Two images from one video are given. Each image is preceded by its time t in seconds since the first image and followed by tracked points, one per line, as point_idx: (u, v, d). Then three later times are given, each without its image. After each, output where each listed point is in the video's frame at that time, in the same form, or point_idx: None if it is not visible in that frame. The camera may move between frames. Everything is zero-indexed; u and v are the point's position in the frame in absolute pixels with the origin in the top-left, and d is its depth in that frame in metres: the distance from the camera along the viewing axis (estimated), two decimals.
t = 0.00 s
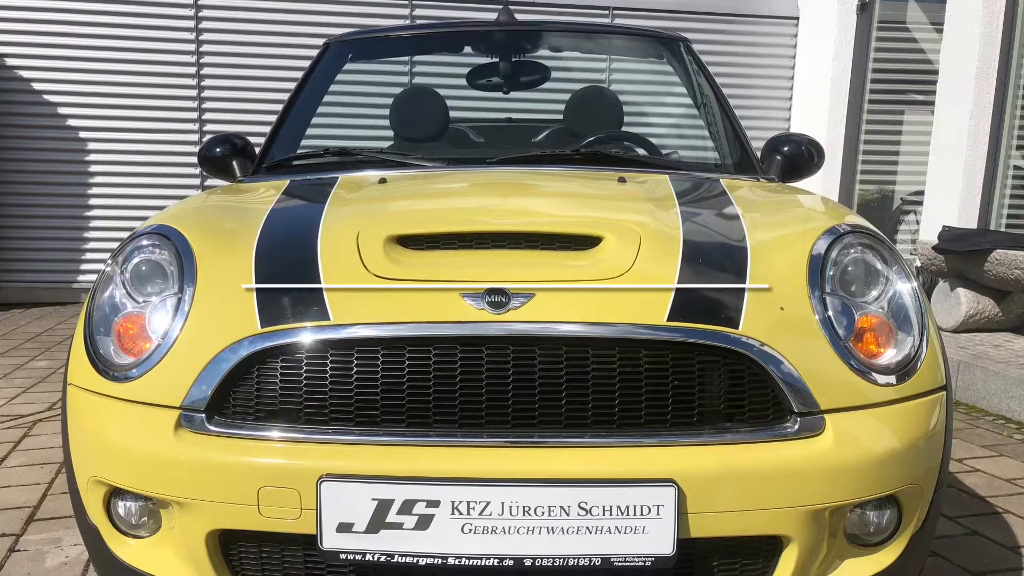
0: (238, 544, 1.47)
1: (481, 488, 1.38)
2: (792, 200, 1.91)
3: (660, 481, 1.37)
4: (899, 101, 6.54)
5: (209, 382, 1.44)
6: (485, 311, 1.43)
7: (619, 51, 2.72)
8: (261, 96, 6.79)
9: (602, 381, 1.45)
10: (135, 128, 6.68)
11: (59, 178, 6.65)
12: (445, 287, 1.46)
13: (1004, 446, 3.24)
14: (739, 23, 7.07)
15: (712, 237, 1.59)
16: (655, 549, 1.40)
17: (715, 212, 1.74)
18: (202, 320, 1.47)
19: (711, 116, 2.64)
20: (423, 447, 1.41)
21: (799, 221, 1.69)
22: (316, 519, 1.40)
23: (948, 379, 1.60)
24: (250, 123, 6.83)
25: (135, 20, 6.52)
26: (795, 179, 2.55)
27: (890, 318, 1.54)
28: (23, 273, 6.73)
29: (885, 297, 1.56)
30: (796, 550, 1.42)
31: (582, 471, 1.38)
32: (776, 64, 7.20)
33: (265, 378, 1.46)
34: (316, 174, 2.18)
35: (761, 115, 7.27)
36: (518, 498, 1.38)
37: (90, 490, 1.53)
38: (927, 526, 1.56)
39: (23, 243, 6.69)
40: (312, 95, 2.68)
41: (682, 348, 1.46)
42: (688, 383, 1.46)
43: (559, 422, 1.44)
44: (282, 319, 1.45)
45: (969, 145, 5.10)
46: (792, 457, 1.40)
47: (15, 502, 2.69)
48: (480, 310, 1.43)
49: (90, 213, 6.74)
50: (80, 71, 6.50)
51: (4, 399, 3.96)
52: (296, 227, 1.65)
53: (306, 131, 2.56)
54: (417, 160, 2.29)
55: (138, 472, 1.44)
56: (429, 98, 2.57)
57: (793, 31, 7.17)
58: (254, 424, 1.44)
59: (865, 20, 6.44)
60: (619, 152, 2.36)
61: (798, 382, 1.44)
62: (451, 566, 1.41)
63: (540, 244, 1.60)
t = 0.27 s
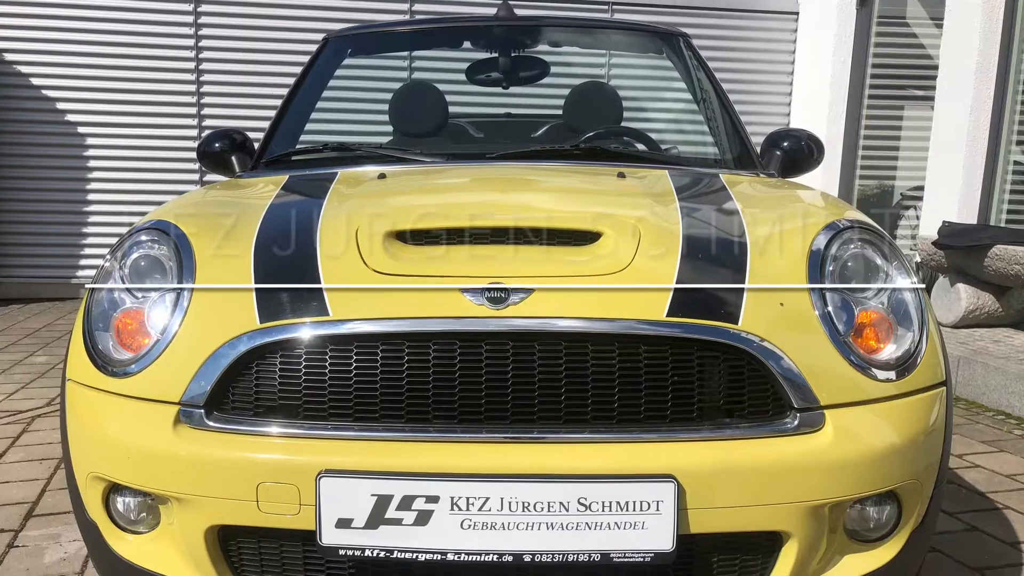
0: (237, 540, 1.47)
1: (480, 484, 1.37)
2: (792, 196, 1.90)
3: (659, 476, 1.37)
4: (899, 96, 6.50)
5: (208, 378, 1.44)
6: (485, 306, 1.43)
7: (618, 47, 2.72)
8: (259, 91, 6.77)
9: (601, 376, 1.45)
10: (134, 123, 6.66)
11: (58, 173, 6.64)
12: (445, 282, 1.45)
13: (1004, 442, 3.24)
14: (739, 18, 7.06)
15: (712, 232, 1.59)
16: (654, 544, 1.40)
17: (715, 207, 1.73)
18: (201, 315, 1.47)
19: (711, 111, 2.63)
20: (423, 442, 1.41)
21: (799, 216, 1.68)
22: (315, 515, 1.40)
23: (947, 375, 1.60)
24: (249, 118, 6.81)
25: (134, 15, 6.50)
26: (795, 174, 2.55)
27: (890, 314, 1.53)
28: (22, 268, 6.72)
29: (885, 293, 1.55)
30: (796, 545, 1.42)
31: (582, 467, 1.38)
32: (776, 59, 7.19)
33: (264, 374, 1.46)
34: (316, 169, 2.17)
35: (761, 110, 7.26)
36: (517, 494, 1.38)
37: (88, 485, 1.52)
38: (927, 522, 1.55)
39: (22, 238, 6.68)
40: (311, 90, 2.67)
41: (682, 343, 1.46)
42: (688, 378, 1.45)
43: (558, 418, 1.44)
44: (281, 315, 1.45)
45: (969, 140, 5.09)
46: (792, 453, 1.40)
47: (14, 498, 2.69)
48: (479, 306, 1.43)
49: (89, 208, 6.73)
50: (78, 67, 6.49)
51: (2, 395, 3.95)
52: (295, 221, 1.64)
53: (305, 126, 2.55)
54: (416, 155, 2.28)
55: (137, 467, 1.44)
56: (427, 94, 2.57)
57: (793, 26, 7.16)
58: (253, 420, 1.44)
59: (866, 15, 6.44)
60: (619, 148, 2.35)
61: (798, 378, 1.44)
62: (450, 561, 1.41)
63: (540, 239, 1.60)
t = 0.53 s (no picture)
0: (236, 536, 1.47)
1: (480, 480, 1.37)
2: (792, 191, 1.90)
3: (659, 472, 1.37)
4: (899, 91, 6.48)
5: (206, 373, 1.43)
6: (484, 302, 1.42)
7: (618, 42, 2.70)
8: (258, 86, 6.75)
9: (601, 371, 1.44)
10: (132, 118, 6.65)
11: (57, 169, 6.63)
12: (443, 278, 1.45)
13: (1004, 438, 3.24)
14: (739, 13, 7.05)
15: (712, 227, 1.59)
16: (654, 540, 1.40)
17: (715, 202, 1.73)
18: (199, 311, 1.47)
19: (711, 106, 2.62)
20: (422, 438, 1.40)
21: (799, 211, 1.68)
22: (314, 511, 1.40)
23: (948, 370, 1.60)
24: (248, 113, 6.79)
25: (132, 11, 6.48)
26: (794, 169, 2.55)
27: (890, 309, 1.53)
28: (21, 264, 6.71)
29: (885, 288, 1.55)
30: (796, 541, 1.42)
31: (582, 462, 1.38)
32: (776, 54, 7.17)
33: (263, 369, 1.45)
34: (314, 164, 2.17)
35: (761, 105, 7.24)
36: (516, 490, 1.38)
37: (87, 481, 1.52)
38: (927, 517, 1.55)
39: (21, 234, 6.67)
40: (310, 86, 2.66)
41: (682, 339, 1.45)
42: (687, 374, 1.45)
43: (558, 413, 1.44)
44: (280, 310, 1.45)
45: (969, 135, 5.08)
46: (791, 448, 1.40)
47: (13, 494, 2.69)
48: (479, 301, 1.42)
49: (88, 203, 6.72)
50: (77, 62, 6.47)
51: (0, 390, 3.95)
52: (294, 215, 1.64)
53: (303, 122, 2.55)
54: (415, 150, 2.28)
55: (135, 463, 1.44)
56: (426, 89, 2.55)
57: (793, 21, 7.14)
58: (252, 416, 1.43)
59: (866, 10, 6.46)
60: (618, 143, 2.35)
61: (798, 373, 1.43)
62: (450, 557, 1.41)
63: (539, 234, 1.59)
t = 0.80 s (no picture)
0: (235, 531, 1.47)
1: (479, 475, 1.37)
2: (792, 186, 1.89)
3: (658, 468, 1.37)
4: (899, 87, 6.45)
5: (206, 368, 1.43)
6: (484, 297, 1.42)
7: (617, 37, 2.70)
8: (257, 81, 6.73)
9: (601, 366, 1.44)
10: (131, 113, 6.63)
11: (55, 164, 6.62)
12: (442, 273, 1.45)
13: (1003, 433, 3.24)
14: (739, 9, 7.06)
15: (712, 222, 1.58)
16: (653, 536, 1.40)
17: (714, 197, 1.73)
18: (199, 306, 1.47)
19: (710, 101, 2.62)
20: (421, 434, 1.40)
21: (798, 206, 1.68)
22: (313, 507, 1.39)
23: (947, 365, 1.60)
24: (247, 108, 6.77)
25: (131, 6, 6.47)
26: (794, 165, 2.54)
27: (890, 305, 1.53)
28: (19, 259, 6.70)
29: (885, 283, 1.54)
30: (796, 537, 1.41)
31: (582, 458, 1.37)
32: (776, 49, 7.16)
33: (261, 364, 1.45)
34: (314, 159, 2.16)
35: (761, 100, 7.22)
36: (515, 486, 1.37)
37: (87, 477, 1.52)
38: (927, 513, 1.55)
39: (20, 229, 6.66)
40: (309, 81, 2.65)
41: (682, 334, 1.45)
42: (687, 369, 1.45)
43: (558, 409, 1.44)
44: (279, 306, 1.44)
45: (969, 129, 5.06)
46: (792, 444, 1.40)
47: (12, 489, 2.68)
48: (479, 297, 1.42)
49: (86, 199, 6.70)
50: (76, 57, 6.45)
51: None
52: (293, 211, 1.64)
53: (303, 117, 2.54)
54: (414, 145, 2.27)
55: (134, 459, 1.44)
56: (425, 84, 2.55)
57: (793, 16, 7.13)
58: (251, 411, 1.43)
59: (865, 4, 6.46)
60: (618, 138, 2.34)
61: (798, 369, 1.43)
62: (449, 553, 1.41)
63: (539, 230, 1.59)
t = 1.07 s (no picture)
0: (234, 527, 1.46)
1: (478, 471, 1.37)
2: (791, 181, 1.89)
3: (658, 463, 1.36)
4: (898, 82, 6.43)
5: (205, 364, 1.43)
6: (484, 293, 1.42)
7: (617, 32, 2.68)
8: (256, 76, 6.71)
9: (600, 362, 1.44)
10: (129, 109, 6.61)
11: (54, 159, 6.61)
12: (442, 268, 1.44)
13: (1003, 429, 3.24)
14: (739, 4, 7.06)
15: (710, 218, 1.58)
16: (652, 532, 1.40)
17: (714, 192, 1.72)
18: (198, 303, 1.46)
19: (710, 97, 2.61)
20: (420, 430, 1.40)
21: (798, 202, 1.67)
22: (311, 502, 1.39)
23: (947, 360, 1.60)
24: (246, 104, 6.75)
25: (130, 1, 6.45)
26: (794, 160, 2.54)
27: (890, 301, 1.53)
28: (18, 255, 6.69)
29: (884, 279, 1.54)
30: (796, 532, 1.41)
31: (581, 453, 1.37)
32: (776, 45, 7.15)
33: (260, 360, 1.44)
34: (313, 154, 2.16)
35: (761, 95, 7.21)
36: (514, 481, 1.37)
37: (85, 473, 1.52)
38: (927, 508, 1.55)
39: (19, 225, 6.66)
40: (309, 76, 2.65)
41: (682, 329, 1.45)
42: (687, 365, 1.44)
43: (557, 405, 1.43)
44: (278, 301, 1.44)
45: (969, 124, 5.06)
46: (792, 439, 1.39)
47: (11, 485, 2.68)
48: (478, 293, 1.42)
49: (85, 194, 6.69)
50: (74, 52, 6.44)
51: None
52: (291, 206, 1.63)
53: (302, 112, 2.53)
54: (414, 141, 2.26)
55: (133, 455, 1.44)
56: (423, 79, 2.55)
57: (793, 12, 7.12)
58: (251, 407, 1.43)
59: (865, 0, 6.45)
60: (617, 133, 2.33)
61: (798, 365, 1.44)
62: (448, 549, 1.41)
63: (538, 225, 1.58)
